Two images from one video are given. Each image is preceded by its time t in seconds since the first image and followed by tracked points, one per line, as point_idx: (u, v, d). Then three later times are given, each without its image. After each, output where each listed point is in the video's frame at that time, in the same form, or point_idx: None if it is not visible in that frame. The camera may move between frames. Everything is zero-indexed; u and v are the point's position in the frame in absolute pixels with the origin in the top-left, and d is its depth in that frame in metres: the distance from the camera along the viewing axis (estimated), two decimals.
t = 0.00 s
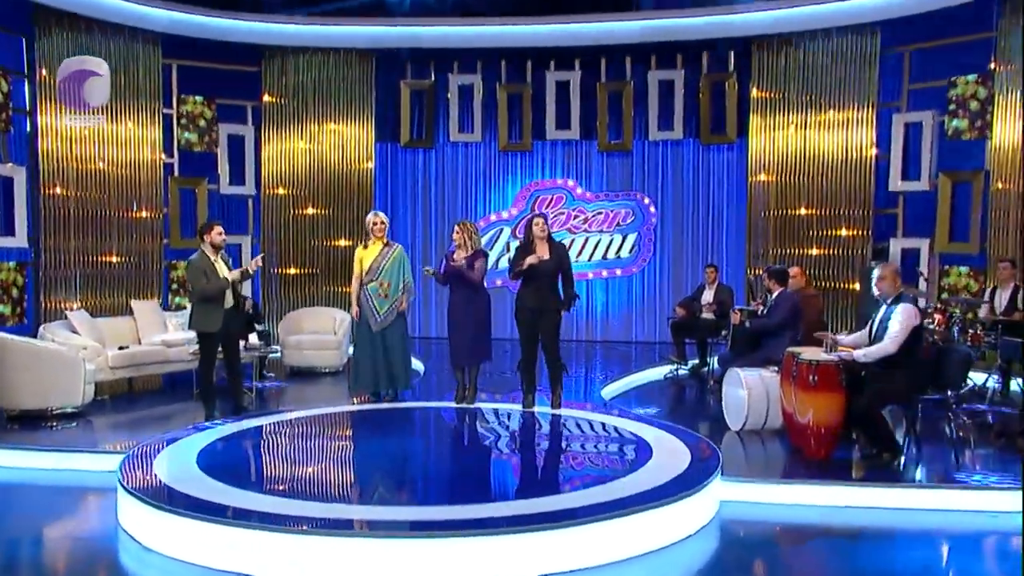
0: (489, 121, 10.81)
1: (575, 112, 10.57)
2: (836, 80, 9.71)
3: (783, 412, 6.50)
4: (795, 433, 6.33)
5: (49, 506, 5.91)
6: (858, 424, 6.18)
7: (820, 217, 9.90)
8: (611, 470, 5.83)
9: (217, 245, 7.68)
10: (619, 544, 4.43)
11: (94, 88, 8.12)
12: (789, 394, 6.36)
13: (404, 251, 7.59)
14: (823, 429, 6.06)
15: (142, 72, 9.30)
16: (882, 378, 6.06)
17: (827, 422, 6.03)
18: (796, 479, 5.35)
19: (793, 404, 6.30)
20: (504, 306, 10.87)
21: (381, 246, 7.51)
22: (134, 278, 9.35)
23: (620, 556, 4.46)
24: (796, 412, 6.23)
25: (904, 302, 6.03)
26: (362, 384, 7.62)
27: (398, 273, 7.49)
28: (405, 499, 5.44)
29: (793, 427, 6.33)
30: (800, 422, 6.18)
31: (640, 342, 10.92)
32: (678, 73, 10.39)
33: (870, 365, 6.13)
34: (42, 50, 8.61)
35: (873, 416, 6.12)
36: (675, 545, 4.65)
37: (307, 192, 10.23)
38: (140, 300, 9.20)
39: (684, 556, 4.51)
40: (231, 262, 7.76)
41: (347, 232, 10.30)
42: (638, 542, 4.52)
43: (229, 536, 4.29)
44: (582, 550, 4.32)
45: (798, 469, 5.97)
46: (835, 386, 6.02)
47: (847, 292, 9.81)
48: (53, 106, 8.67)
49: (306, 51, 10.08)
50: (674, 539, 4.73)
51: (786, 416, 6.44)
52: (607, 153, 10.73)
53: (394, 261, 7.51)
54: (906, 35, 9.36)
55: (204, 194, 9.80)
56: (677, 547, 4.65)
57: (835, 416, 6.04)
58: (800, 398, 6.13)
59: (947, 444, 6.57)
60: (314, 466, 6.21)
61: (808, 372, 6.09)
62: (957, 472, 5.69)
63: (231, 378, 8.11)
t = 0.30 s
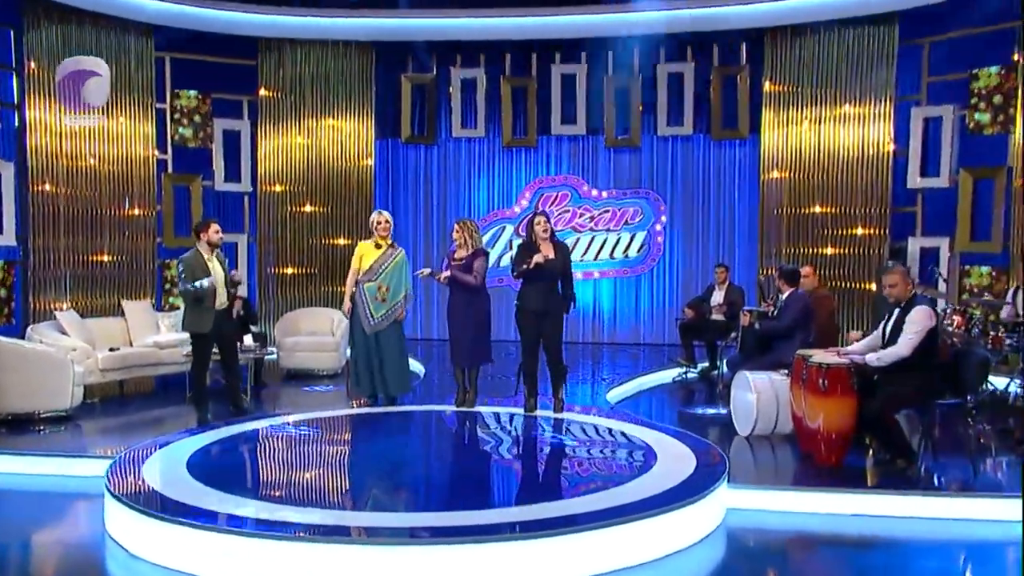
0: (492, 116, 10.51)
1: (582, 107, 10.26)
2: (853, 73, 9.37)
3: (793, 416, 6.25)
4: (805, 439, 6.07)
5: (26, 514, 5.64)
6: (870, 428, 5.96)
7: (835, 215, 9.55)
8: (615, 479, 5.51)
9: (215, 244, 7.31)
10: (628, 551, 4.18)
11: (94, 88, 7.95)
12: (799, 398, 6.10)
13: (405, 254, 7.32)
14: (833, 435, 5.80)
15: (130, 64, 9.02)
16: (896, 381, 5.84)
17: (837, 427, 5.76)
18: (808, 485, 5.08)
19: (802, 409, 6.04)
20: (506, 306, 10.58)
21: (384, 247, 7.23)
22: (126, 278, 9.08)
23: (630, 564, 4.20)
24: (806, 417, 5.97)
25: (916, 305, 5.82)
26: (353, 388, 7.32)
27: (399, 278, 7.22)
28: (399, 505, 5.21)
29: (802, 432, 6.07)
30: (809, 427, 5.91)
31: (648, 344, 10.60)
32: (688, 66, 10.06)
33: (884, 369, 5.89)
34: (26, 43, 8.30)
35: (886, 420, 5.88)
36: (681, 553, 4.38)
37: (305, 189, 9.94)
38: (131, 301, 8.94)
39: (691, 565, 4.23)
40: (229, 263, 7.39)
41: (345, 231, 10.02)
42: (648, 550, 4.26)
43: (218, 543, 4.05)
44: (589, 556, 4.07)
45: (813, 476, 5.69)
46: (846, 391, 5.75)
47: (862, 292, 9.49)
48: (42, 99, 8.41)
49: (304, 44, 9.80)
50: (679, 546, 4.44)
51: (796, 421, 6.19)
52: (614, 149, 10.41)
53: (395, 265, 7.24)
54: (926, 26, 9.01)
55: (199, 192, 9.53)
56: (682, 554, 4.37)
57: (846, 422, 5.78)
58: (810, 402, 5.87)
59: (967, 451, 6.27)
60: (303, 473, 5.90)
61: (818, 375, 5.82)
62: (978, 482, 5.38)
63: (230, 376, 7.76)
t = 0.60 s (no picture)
0: (500, 109, 10.15)
1: (592, 100, 9.89)
2: (877, 63, 8.95)
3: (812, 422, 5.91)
4: (823, 445, 5.73)
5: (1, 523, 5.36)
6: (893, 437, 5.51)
7: (858, 212, 9.13)
8: (626, 491, 5.16)
9: (220, 244, 6.94)
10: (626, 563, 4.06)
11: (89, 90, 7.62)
12: (817, 402, 5.76)
13: (404, 250, 6.96)
14: (852, 442, 5.45)
15: (125, 56, 8.70)
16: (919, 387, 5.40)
17: (856, 434, 5.40)
18: (828, 495, 4.76)
19: (820, 414, 5.70)
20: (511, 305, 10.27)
21: (380, 243, 6.87)
22: (119, 278, 8.77)
23: None
24: (824, 423, 5.63)
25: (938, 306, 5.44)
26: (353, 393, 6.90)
27: (398, 273, 6.85)
28: (390, 513, 4.90)
29: (820, 439, 5.73)
30: (827, 433, 5.57)
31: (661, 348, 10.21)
32: (705, 57, 9.66)
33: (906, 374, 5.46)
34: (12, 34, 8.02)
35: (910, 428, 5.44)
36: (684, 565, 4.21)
37: (305, 186, 9.60)
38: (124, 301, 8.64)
39: None
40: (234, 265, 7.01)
41: (347, 230, 9.68)
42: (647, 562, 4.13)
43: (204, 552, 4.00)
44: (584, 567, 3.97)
45: (831, 485, 5.34)
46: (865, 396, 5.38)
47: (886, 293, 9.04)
48: (31, 92, 8.13)
49: (305, 35, 9.46)
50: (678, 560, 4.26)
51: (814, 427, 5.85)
52: (626, 143, 10.03)
53: (393, 261, 6.87)
54: (954, 13, 8.58)
55: (195, 187, 9.22)
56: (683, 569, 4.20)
57: (865, 428, 5.42)
58: (827, 407, 5.52)
59: (1000, 461, 5.87)
60: (295, 482, 5.59)
61: (836, 379, 5.48)
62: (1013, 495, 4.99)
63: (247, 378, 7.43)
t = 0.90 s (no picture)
0: (510, 103, 9.85)
1: (605, 94, 9.55)
2: (903, 54, 8.55)
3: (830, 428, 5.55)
4: (843, 453, 5.36)
5: None
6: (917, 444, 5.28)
7: (883, 210, 8.74)
8: (634, 501, 4.84)
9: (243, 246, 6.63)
10: None
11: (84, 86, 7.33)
12: (836, 408, 5.40)
13: (406, 248, 6.60)
14: (874, 449, 5.10)
15: (121, 47, 8.41)
16: (947, 393, 5.14)
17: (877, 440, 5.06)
18: (852, 507, 4.42)
19: (839, 420, 5.34)
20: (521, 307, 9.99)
21: (379, 243, 6.53)
22: (115, 278, 8.50)
23: None
24: (843, 430, 5.27)
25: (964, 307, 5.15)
26: (359, 398, 6.52)
27: (400, 270, 6.50)
28: (382, 525, 4.60)
29: (840, 447, 5.37)
30: (846, 441, 5.21)
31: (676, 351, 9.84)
32: (722, 48, 9.30)
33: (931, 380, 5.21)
34: (6, 25, 7.84)
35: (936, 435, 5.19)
36: None
37: (308, 183, 9.28)
38: (119, 302, 8.38)
39: None
40: (255, 267, 6.71)
41: (351, 229, 9.39)
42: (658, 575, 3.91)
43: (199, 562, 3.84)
44: None
45: (854, 495, 4.99)
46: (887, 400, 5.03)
47: (913, 294, 8.65)
48: (24, 85, 7.90)
49: (307, 26, 9.16)
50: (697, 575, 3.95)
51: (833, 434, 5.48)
52: (640, 139, 9.69)
53: (395, 258, 6.52)
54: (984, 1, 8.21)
55: (194, 184, 8.96)
56: None
57: (887, 434, 5.07)
58: (847, 413, 5.17)
59: None
60: (286, 490, 5.30)
61: (857, 384, 5.14)
62: None
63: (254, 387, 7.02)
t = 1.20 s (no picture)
0: (519, 95, 9.50)
1: (618, 85, 9.17)
2: (934, 42, 8.14)
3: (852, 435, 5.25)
4: (865, 462, 5.07)
5: None
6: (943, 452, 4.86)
7: (912, 207, 8.30)
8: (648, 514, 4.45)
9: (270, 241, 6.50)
10: None
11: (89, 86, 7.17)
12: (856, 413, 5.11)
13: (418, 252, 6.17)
14: (900, 458, 4.79)
15: (113, 37, 8.15)
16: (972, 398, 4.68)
17: (903, 448, 4.76)
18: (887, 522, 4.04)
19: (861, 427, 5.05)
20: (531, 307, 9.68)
21: (392, 242, 6.14)
22: (107, 277, 8.23)
23: None
24: (865, 437, 4.97)
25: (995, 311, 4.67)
26: (362, 402, 6.22)
27: (407, 276, 6.08)
28: (379, 532, 4.29)
29: (861, 455, 5.07)
30: (869, 448, 4.92)
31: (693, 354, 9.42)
32: (742, 36, 8.88)
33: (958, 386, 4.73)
34: None
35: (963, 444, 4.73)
36: None
37: (309, 179, 8.95)
38: (109, 303, 8.08)
39: None
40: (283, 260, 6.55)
41: (353, 226, 9.05)
42: None
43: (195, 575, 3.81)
44: None
45: (884, 510, 4.60)
46: (913, 406, 4.74)
47: (942, 295, 8.22)
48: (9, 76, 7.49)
49: (308, 15, 8.85)
50: None
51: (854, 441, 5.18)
52: (654, 132, 9.31)
53: (403, 263, 6.10)
54: None
55: (190, 180, 8.64)
56: None
57: (914, 441, 4.77)
58: (870, 419, 4.88)
59: None
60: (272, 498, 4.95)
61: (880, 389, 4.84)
62: None
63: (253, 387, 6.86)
